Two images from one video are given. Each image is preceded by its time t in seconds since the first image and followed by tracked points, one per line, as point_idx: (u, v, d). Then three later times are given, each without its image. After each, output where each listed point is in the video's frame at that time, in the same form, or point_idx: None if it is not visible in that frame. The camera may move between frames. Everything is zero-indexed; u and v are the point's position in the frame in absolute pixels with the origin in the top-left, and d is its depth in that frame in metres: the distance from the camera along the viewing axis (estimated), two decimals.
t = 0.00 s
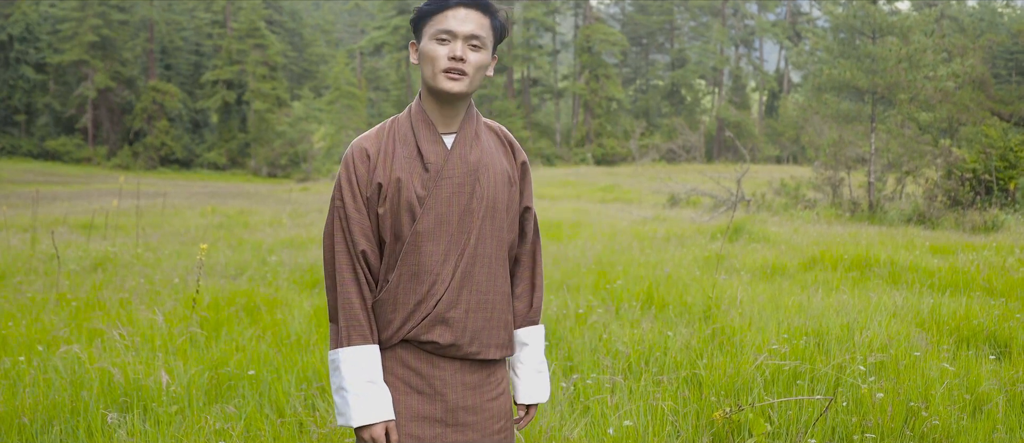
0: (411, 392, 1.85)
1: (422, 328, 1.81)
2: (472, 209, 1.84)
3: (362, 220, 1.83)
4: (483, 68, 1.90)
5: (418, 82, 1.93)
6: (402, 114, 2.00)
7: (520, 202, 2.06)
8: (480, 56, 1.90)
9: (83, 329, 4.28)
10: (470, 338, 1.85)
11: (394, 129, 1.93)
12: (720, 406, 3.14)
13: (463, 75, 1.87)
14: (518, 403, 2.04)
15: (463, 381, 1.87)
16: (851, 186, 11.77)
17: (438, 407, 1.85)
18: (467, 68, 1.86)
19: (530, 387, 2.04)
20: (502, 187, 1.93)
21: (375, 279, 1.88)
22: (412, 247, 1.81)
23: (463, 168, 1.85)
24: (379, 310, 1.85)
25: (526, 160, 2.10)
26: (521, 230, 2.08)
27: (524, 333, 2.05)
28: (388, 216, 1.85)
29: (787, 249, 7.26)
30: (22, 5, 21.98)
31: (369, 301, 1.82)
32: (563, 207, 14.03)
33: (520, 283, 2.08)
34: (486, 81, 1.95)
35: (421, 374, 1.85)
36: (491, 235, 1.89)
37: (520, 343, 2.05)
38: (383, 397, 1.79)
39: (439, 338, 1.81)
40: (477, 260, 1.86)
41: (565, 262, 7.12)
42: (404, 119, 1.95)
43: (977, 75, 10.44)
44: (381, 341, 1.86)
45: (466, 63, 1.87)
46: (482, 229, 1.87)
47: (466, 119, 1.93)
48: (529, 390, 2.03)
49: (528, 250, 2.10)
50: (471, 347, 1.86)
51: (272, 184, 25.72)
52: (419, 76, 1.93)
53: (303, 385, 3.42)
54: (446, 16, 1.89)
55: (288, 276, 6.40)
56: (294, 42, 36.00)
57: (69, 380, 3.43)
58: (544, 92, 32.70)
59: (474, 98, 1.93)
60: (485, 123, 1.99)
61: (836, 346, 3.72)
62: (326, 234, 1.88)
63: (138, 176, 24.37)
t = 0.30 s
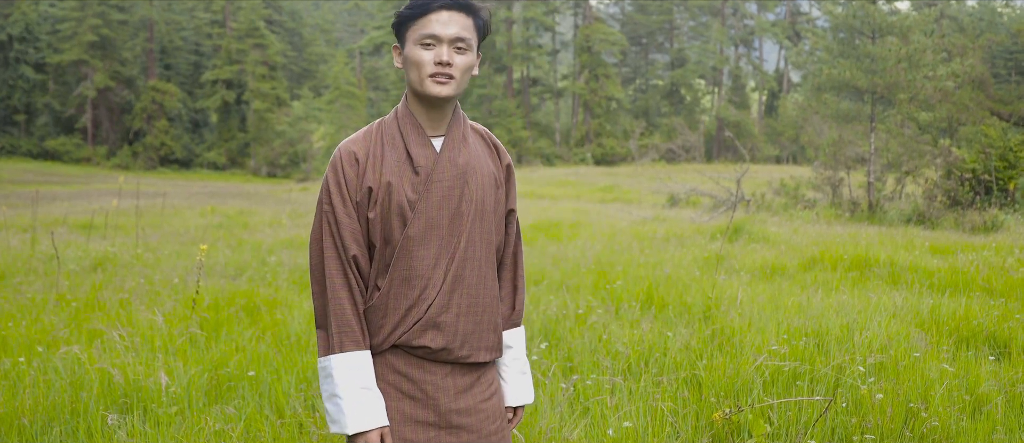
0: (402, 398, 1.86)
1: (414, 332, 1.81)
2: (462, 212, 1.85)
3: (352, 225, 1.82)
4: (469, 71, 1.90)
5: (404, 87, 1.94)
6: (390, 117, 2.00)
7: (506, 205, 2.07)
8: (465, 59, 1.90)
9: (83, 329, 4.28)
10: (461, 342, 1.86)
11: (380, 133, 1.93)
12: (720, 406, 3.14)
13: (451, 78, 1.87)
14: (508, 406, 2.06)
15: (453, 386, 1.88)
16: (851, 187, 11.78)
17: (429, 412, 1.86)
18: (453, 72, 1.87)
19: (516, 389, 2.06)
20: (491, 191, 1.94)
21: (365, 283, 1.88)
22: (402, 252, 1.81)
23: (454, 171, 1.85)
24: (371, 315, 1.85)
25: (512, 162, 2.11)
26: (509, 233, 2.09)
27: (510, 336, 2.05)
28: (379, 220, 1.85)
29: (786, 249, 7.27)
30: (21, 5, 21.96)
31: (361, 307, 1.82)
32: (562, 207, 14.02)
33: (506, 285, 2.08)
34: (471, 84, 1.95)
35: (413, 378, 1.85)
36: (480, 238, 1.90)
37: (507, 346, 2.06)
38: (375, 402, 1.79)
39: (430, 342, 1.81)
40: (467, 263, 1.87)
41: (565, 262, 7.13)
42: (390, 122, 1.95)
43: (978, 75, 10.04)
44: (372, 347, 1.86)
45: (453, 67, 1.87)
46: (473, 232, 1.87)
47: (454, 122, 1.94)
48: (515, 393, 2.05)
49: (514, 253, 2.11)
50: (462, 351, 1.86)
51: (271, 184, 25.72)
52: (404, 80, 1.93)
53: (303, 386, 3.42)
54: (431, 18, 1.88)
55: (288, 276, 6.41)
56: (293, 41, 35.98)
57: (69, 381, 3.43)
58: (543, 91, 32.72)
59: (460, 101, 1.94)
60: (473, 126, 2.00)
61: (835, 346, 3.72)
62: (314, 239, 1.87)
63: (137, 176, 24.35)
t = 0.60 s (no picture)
0: (397, 395, 1.87)
1: (405, 334, 1.81)
2: (453, 214, 1.85)
3: (342, 229, 1.83)
4: (452, 71, 1.89)
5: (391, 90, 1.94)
6: (380, 119, 2.00)
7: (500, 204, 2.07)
8: (447, 59, 1.89)
9: (83, 329, 4.28)
10: (454, 343, 1.86)
11: (370, 135, 1.94)
12: (719, 406, 3.14)
13: (434, 81, 1.86)
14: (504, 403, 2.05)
15: (448, 383, 1.87)
16: (850, 187, 11.80)
17: (425, 409, 1.86)
18: (435, 74, 1.86)
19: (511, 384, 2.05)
20: (483, 190, 1.94)
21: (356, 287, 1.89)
22: (392, 256, 1.81)
23: (444, 173, 1.85)
24: (363, 318, 1.85)
25: (507, 160, 2.08)
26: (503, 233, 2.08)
27: (505, 332, 2.05)
28: (369, 222, 1.85)
29: (786, 250, 7.27)
30: (21, 6, 21.96)
31: (352, 310, 1.83)
32: (562, 207, 14.03)
33: (500, 284, 2.08)
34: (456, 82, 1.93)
35: (406, 377, 1.85)
36: (472, 240, 1.90)
37: (502, 343, 2.05)
38: (363, 403, 1.79)
39: (422, 344, 1.82)
40: (459, 265, 1.87)
41: (565, 262, 7.13)
42: (380, 126, 1.95)
43: (977, 76, 10.10)
44: (365, 348, 1.87)
45: (436, 68, 1.86)
46: (464, 234, 1.88)
47: (444, 123, 1.93)
48: (511, 389, 2.04)
49: (510, 252, 2.10)
50: (455, 351, 1.86)
51: (271, 184, 25.72)
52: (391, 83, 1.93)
53: (303, 386, 3.42)
54: (411, 22, 1.87)
55: (287, 276, 6.40)
56: (293, 42, 35.97)
57: (68, 381, 3.43)
58: (543, 92, 32.74)
59: (447, 102, 1.93)
60: (464, 127, 2.00)
61: (834, 346, 3.73)
62: (307, 243, 1.89)
63: (137, 176, 24.33)
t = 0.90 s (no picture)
0: (400, 391, 1.91)
1: (406, 334, 1.84)
2: (452, 216, 1.86)
3: (342, 231, 1.89)
4: (446, 71, 1.89)
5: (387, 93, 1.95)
6: (380, 122, 2.03)
7: (509, 201, 2.01)
8: (438, 61, 1.88)
9: (83, 329, 4.29)
10: (456, 341, 1.87)
11: (371, 140, 1.97)
12: (718, 406, 3.15)
13: (427, 84, 1.86)
14: (513, 401, 2.02)
15: (451, 382, 1.89)
16: (849, 186, 11.82)
17: (427, 405, 1.89)
18: (428, 77, 1.85)
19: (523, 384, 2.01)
20: (487, 190, 1.93)
21: (360, 287, 1.93)
22: (390, 258, 1.84)
23: (441, 175, 1.86)
24: (364, 317, 1.89)
25: (515, 157, 2.04)
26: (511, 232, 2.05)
27: (518, 330, 2.01)
28: (369, 224, 1.89)
29: (785, 249, 7.27)
30: (21, 5, 21.95)
31: (352, 312, 1.88)
32: (562, 206, 14.03)
33: (511, 281, 2.03)
34: (450, 82, 1.92)
35: (408, 374, 1.89)
36: (474, 241, 1.90)
37: (514, 340, 2.02)
38: (364, 402, 1.88)
39: (422, 342, 1.85)
40: (460, 265, 1.88)
41: (565, 262, 7.13)
42: (381, 129, 1.98)
43: (977, 75, 9.97)
44: (368, 347, 1.92)
45: (428, 71, 1.86)
46: (463, 234, 1.88)
47: (442, 123, 1.93)
48: (521, 389, 2.00)
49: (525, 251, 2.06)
50: (458, 349, 1.88)
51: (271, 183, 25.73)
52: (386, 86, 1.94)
53: (303, 386, 3.43)
54: (402, 26, 1.87)
55: (287, 276, 6.40)
56: (293, 41, 35.95)
57: (69, 380, 3.43)
58: (542, 91, 32.75)
59: (445, 103, 1.93)
60: (466, 126, 2.00)
61: (833, 346, 3.73)
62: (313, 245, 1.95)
63: (137, 176, 24.31)
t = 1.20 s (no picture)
0: (417, 388, 1.98)
1: (425, 330, 1.90)
2: (473, 216, 1.89)
3: (368, 226, 1.98)
4: (466, 74, 1.93)
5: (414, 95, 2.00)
6: (410, 122, 2.10)
7: (537, 205, 2.01)
8: (456, 63, 1.92)
9: (82, 329, 4.28)
10: (474, 340, 1.90)
11: (399, 139, 2.05)
12: (718, 406, 3.15)
13: (448, 87, 1.90)
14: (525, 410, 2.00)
15: (468, 383, 1.94)
16: (849, 186, 11.84)
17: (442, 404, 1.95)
18: (447, 81, 1.90)
19: (542, 393, 1.97)
20: (511, 191, 1.94)
21: (384, 280, 2.02)
22: (412, 254, 1.91)
23: (462, 175, 1.90)
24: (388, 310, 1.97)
25: (545, 158, 2.02)
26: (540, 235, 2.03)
27: (539, 339, 1.99)
28: (393, 220, 1.96)
29: (784, 249, 7.28)
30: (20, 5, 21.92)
31: (373, 304, 1.98)
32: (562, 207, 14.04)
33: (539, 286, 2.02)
34: (471, 85, 1.96)
35: (425, 371, 1.96)
36: (498, 242, 1.92)
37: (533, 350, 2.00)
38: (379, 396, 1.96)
39: (439, 340, 1.90)
40: (480, 265, 1.91)
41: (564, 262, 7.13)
42: (409, 130, 2.05)
43: (976, 75, 9.91)
44: (390, 341, 2.01)
45: (447, 75, 1.90)
46: (485, 234, 1.91)
47: (468, 123, 1.96)
48: (537, 397, 1.97)
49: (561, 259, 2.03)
50: (476, 349, 1.92)
51: (270, 183, 25.72)
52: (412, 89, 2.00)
53: (303, 386, 3.43)
54: (421, 31, 1.92)
55: (286, 276, 6.39)
56: (292, 41, 35.96)
57: (68, 380, 3.43)
58: (542, 91, 32.78)
59: (471, 105, 1.97)
60: (493, 126, 2.03)
61: (833, 346, 3.74)
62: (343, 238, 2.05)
63: (136, 176, 24.26)
